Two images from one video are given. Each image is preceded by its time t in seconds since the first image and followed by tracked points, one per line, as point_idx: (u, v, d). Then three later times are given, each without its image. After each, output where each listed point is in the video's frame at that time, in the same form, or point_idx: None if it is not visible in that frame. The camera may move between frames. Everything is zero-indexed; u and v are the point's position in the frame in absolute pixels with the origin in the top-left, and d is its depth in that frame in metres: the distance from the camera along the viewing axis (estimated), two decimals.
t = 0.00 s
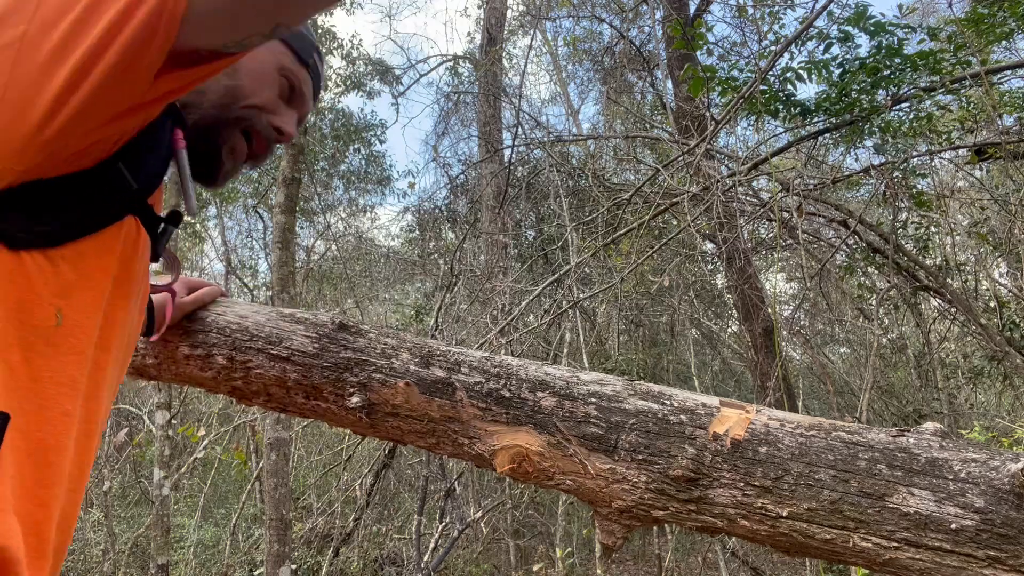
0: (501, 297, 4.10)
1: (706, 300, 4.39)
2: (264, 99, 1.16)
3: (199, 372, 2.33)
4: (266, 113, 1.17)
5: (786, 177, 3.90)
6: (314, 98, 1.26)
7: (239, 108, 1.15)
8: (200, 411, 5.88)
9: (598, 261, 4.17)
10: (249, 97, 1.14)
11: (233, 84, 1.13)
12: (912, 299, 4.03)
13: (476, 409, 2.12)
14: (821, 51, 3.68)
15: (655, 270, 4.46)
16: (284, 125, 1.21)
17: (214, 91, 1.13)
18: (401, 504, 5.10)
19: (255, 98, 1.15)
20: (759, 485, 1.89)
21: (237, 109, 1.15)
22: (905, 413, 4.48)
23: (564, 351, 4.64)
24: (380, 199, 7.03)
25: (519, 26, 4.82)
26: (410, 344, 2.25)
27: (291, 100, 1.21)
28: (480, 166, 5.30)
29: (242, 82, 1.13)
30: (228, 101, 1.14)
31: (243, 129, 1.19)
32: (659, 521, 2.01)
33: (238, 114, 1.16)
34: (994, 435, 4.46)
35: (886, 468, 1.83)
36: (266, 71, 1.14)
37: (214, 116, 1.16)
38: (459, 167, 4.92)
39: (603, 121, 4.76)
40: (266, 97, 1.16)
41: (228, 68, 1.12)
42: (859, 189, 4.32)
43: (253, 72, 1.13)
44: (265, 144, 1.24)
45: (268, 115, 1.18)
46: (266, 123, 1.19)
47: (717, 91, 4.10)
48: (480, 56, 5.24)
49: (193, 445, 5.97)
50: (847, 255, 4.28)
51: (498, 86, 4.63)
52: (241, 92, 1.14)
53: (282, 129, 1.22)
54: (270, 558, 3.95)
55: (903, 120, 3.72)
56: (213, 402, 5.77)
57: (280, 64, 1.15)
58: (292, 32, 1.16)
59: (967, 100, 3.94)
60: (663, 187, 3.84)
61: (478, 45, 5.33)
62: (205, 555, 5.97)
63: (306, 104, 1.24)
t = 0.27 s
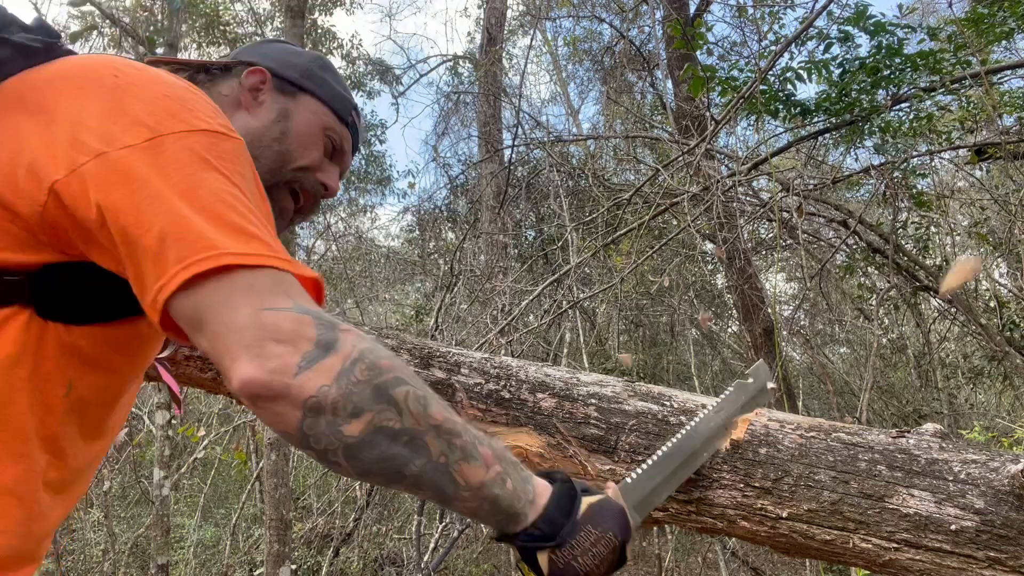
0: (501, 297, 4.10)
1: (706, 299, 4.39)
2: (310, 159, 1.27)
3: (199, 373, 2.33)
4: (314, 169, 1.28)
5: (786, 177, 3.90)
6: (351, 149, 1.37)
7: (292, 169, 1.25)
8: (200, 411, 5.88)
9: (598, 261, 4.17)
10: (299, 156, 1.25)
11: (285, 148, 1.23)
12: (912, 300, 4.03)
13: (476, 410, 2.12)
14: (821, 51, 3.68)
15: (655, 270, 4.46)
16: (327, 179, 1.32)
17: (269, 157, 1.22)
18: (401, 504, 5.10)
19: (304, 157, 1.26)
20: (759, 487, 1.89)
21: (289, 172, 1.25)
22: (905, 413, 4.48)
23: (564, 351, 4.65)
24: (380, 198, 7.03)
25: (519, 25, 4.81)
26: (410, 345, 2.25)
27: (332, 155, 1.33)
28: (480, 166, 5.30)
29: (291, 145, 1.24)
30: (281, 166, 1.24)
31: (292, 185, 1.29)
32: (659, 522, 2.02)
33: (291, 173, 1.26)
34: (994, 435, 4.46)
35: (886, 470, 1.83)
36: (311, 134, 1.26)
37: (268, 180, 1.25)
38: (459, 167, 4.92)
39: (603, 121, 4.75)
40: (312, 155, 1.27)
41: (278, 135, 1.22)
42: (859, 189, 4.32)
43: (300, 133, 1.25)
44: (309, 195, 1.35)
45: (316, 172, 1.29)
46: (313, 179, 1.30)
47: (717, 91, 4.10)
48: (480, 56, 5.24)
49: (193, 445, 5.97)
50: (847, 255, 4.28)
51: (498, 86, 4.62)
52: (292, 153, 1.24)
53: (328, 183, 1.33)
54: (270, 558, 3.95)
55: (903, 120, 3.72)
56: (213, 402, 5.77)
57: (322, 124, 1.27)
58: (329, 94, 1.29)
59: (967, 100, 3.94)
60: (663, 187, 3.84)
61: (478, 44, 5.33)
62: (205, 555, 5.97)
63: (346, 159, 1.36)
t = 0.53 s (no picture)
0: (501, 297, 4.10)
1: (706, 300, 4.39)
2: (243, 82, 1.14)
3: (199, 373, 2.33)
4: (250, 92, 1.15)
5: (786, 177, 3.90)
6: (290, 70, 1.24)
7: (225, 94, 1.12)
8: (200, 411, 5.88)
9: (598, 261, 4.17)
10: (229, 80, 1.12)
11: (213, 72, 1.10)
12: (912, 300, 4.03)
13: (476, 411, 2.12)
14: (821, 51, 3.68)
15: (655, 270, 4.46)
16: (269, 103, 1.19)
17: (197, 87, 1.10)
18: (401, 503, 5.10)
19: (236, 81, 1.13)
20: (758, 488, 1.89)
21: (224, 98, 1.12)
22: (904, 413, 4.48)
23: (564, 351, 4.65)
24: (380, 198, 7.03)
25: (519, 25, 4.81)
26: (410, 346, 2.24)
27: (268, 76, 1.18)
28: (480, 166, 5.31)
29: (219, 68, 1.11)
30: (212, 93, 1.11)
31: (235, 117, 1.16)
32: (659, 523, 2.02)
33: (224, 101, 1.13)
34: (994, 435, 4.46)
35: (886, 471, 1.83)
36: (237, 54, 1.13)
37: (200, 112, 1.12)
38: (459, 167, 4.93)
39: (603, 121, 4.76)
40: (242, 79, 1.14)
41: (203, 57, 1.10)
42: (859, 189, 4.32)
43: (226, 56, 1.12)
44: (255, 125, 1.21)
45: (251, 94, 1.15)
46: (252, 104, 1.16)
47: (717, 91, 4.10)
48: (480, 56, 5.24)
49: (193, 445, 5.97)
50: (847, 255, 4.28)
51: (498, 86, 4.62)
52: (220, 78, 1.11)
53: (269, 106, 1.19)
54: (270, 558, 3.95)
55: (903, 120, 3.72)
56: (213, 402, 5.78)
57: (248, 42, 1.14)
58: (254, 12, 1.16)
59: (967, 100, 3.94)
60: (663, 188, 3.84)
61: (478, 45, 5.33)
62: (205, 555, 5.97)
63: (285, 79, 1.22)
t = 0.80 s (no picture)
0: (501, 297, 4.10)
1: (706, 299, 4.39)
2: (237, 78, 1.20)
3: (199, 373, 2.33)
4: (243, 90, 1.21)
5: (786, 177, 3.90)
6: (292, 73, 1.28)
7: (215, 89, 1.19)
8: (200, 411, 5.88)
9: (598, 261, 4.17)
10: (223, 75, 1.18)
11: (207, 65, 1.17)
12: (912, 299, 4.02)
13: (476, 410, 2.12)
14: (821, 51, 3.68)
15: (655, 270, 4.46)
16: (262, 103, 1.24)
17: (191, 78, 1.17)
18: (401, 503, 5.10)
19: (230, 76, 1.19)
20: (759, 487, 1.89)
21: (214, 91, 1.19)
22: (905, 413, 4.48)
23: (564, 351, 4.65)
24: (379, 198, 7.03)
25: (519, 25, 4.81)
26: (410, 345, 2.24)
27: (265, 76, 1.23)
28: (480, 166, 5.31)
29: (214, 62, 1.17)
30: (204, 85, 1.18)
31: (224, 110, 1.22)
32: (659, 523, 2.02)
33: (216, 92, 1.19)
34: (994, 435, 4.46)
35: (886, 470, 1.83)
36: (237, 51, 1.19)
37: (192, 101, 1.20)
38: (458, 167, 4.93)
39: (603, 122, 4.76)
40: (238, 77, 1.20)
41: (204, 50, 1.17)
42: (859, 189, 4.32)
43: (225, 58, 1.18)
44: (245, 122, 1.27)
45: (245, 93, 1.21)
46: (244, 101, 1.22)
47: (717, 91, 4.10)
48: (480, 55, 5.24)
49: (193, 445, 5.97)
50: (847, 255, 4.28)
51: (498, 86, 4.62)
52: (215, 72, 1.18)
53: (261, 106, 1.25)
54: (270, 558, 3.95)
55: (903, 119, 3.72)
56: (213, 402, 5.77)
57: (250, 42, 1.19)
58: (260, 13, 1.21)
59: (967, 100, 3.94)
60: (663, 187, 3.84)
61: (478, 45, 5.33)
62: (205, 555, 5.97)
63: (284, 80, 1.27)
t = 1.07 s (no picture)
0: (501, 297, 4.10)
1: (706, 300, 4.39)
2: (299, 161, 1.14)
3: (199, 372, 2.34)
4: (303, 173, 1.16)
5: (786, 177, 3.90)
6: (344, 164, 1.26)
7: (276, 168, 1.12)
8: (199, 411, 5.88)
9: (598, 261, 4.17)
10: (287, 154, 1.13)
11: (274, 143, 1.11)
12: (912, 300, 4.02)
13: (476, 410, 2.13)
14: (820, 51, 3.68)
15: (655, 270, 4.46)
16: (314, 189, 1.19)
17: (256, 148, 1.10)
18: (401, 504, 5.09)
19: (295, 157, 1.14)
20: (759, 487, 1.89)
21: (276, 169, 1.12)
22: (905, 413, 4.48)
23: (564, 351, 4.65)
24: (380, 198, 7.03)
25: (519, 25, 4.81)
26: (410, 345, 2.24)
27: (324, 160, 1.20)
28: (480, 166, 5.31)
29: (280, 142, 1.12)
30: (267, 161, 1.11)
31: (280, 186, 1.16)
32: (659, 522, 2.02)
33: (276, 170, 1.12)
34: (994, 434, 4.46)
35: (886, 470, 1.83)
36: (302, 132, 1.14)
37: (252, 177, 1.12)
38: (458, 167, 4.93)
39: (603, 122, 4.75)
40: (300, 152, 1.15)
41: (271, 128, 1.12)
42: (859, 189, 4.32)
43: (293, 129, 1.14)
44: (294, 201, 1.23)
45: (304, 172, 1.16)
46: (300, 184, 1.16)
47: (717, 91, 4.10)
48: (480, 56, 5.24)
49: (193, 445, 5.97)
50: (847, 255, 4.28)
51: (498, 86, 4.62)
52: (281, 150, 1.12)
53: (316, 186, 1.20)
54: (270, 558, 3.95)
55: (903, 119, 3.72)
56: (213, 402, 5.77)
57: (315, 128, 1.16)
58: (327, 102, 1.19)
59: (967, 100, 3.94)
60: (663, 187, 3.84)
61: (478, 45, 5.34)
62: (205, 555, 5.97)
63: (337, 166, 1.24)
